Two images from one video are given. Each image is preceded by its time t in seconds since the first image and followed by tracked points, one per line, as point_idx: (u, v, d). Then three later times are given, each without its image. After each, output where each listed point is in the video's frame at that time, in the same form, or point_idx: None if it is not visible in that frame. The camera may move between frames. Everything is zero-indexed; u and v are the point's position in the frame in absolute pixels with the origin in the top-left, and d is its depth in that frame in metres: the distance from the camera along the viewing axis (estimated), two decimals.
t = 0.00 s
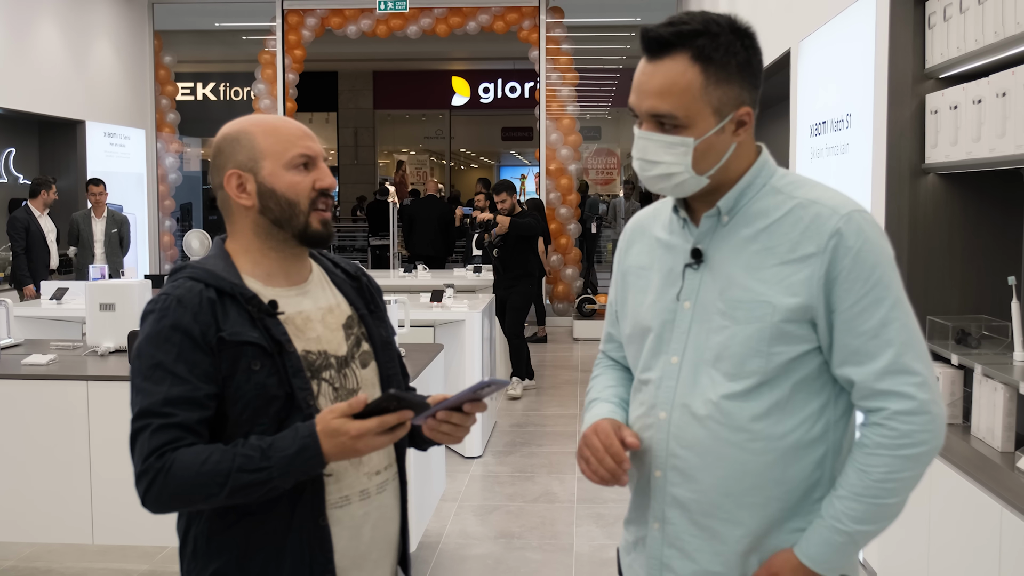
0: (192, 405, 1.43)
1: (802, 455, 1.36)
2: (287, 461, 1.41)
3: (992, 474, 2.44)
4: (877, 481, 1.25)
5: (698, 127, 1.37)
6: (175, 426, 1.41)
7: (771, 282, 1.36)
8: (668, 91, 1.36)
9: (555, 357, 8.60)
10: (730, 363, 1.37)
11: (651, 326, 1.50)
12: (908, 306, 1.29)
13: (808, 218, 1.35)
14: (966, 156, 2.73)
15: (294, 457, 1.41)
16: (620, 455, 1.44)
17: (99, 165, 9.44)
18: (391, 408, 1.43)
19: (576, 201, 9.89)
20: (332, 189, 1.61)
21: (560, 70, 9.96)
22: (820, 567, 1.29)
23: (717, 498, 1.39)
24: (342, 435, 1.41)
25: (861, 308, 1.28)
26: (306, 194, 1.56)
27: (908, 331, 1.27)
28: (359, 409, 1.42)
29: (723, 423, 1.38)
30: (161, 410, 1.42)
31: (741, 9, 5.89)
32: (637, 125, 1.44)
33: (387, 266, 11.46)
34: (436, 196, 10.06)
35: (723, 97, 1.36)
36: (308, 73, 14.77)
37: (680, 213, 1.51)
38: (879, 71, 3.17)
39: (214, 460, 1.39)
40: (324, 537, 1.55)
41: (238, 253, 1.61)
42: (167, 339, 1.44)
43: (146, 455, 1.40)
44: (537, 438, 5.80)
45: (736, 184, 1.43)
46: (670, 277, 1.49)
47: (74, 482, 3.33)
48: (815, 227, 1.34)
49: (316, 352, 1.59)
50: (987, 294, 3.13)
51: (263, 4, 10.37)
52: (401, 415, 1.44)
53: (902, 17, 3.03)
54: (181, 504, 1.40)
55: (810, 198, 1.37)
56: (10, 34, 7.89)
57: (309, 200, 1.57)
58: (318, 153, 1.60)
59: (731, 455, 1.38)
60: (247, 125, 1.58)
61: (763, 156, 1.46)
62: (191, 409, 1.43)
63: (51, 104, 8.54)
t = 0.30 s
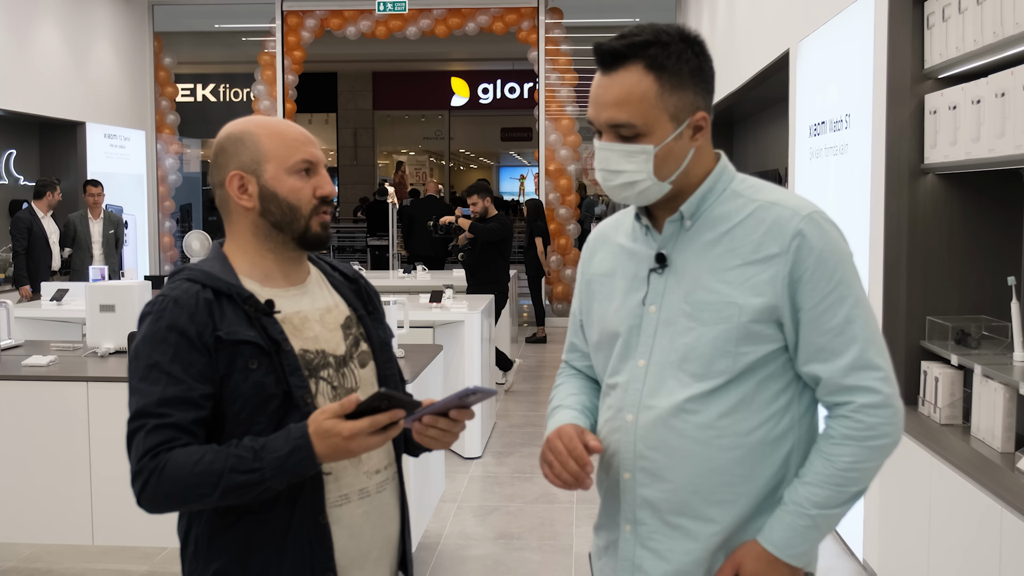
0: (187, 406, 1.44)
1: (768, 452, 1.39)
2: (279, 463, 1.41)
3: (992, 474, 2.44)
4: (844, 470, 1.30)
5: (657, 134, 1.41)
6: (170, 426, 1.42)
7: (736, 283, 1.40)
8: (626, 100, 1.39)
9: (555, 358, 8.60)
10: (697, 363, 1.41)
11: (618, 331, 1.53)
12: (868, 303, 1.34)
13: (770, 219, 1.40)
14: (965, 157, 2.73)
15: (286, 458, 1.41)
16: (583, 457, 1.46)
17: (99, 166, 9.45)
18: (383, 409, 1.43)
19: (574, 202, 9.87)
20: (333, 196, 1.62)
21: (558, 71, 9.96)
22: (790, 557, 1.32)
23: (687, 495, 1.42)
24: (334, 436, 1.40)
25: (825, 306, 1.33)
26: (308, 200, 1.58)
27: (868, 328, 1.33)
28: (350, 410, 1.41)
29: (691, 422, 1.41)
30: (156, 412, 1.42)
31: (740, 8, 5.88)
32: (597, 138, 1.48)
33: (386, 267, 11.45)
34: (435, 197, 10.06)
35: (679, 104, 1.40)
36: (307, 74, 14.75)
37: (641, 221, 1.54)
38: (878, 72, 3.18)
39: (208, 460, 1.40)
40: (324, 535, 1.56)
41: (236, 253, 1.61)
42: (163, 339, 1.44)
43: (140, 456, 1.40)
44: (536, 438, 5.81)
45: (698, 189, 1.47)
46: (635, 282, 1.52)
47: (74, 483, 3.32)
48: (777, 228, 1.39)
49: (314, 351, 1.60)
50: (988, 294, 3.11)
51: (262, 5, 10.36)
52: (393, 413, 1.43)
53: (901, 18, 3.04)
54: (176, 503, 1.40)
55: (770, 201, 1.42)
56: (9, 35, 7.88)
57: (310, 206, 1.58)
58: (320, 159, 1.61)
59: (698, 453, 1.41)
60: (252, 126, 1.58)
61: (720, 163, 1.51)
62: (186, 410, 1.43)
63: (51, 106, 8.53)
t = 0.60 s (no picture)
0: (185, 408, 1.44)
1: (753, 452, 1.40)
2: (277, 466, 1.41)
3: (992, 476, 2.44)
4: (828, 473, 1.31)
5: (640, 133, 1.42)
6: (168, 429, 1.42)
7: (720, 282, 1.41)
8: (607, 101, 1.41)
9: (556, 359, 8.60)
10: (682, 362, 1.42)
11: (605, 331, 1.54)
12: (850, 303, 1.36)
13: (753, 219, 1.41)
14: (964, 158, 2.73)
15: (283, 462, 1.41)
16: (569, 457, 1.47)
17: (100, 168, 9.45)
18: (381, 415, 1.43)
19: (575, 202, 9.92)
20: (330, 200, 1.63)
21: (558, 72, 9.99)
22: (775, 563, 1.33)
23: (672, 495, 1.43)
24: (332, 441, 1.40)
25: (807, 305, 1.34)
26: (304, 205, 1.58)
27: (850, 329, 1.34)
28: (349, 416, 1.41)
29: (676, 422, 1.42)
30: (154, 414, 1.43)
31: (740, 8, 5.87)
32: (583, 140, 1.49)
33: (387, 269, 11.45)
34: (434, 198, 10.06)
35: (661, 102, 1.42)
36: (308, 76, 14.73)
37: (628, 222, 1.56)
38: (877, 73, 3.18)
39: (205, 464, 1.40)
40: (321, 537, 1.56)
41: (234, 256, 1.61)
42: (161, 342, 1.45)
43: (137, 459, 1.41)
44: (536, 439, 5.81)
45: (682, 190, 1.48)
46: (621, 283, 1.54)
47: (75, 486, 3.33)
48: (760, 228, 1.40)
49: (312, 353, 1.60)
50: (988, 295, 3.11)
51: (262, 7, 10.36)
52: (390, 421, 1.43)
53: (900, 19, 3.04)
54: (174, 506, 1.40)
55: (754, 201, 1.43)
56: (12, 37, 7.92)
57: (307, 210, 1.59)
58: (318, 163, 1.61)
59: (684, 452, 1.41)
60: (251, 129, 1.59)
61: (705, 163, 1.52)
62: (184, 413, 1.44)
63: (52, 108, 8.54)
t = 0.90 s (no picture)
0: (182, 410, 1.45)
1: (746, 456, 1.40)
2: (274, 469, 1.42)
3: (994, 478, 2.44)
4: (819, 478, 1.31)
5: (625, 141, 1.43)
6: (165, 431, 1.43)
7: (709, 285, 1.42)
8: (590, 111, 1.42)
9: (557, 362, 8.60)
10: (673, 366, 1.42)
11: (598, 335, 1.55)
12: (840, 305, 1.36)
13: (742, 222, 1.42)
14: (965, 160, 2.74)
15: (280, 465, 1.42)
16: (561, 465, 1.49)
17: (102, 171, 9.46)
18: (378, 421, 1.44)
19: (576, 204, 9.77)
20: (331, 205, 1.63)
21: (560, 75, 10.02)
22: (767, 568, 1.33)
23: (665, 500, 1.43)
24: (329, 445, 1.42)
25: (795, 308, 1.35)
26: (304, 210, 1.59)
27: (840, 330, 1.34)
28: (345, 420, 1.43)
29: (668, 426, 1.42)
30: (152, 415, 1.43)
31: (741, 11, 5.86)
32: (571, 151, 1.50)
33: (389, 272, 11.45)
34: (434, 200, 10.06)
35: (644, 109, 1.43)
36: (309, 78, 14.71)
37: (620, 227, 1.57)
38: (878, 76, 3.18)
39: (203, 466, 1.41)
40: (317, 539, 1.56)
41: (235, 259, 1.62)
42: (160, 344, 1.46)
43: (135, 459, 1.42)
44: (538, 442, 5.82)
45: (672, 193, 1.49)
46: (615, 287, 1.55)
47: (78, 489, 3.33)
48: (749, 230, 1.40)
49: (310, 356, 1.60)
50: (989, 298, 3.11)
51: (264, 10, 10.37)
52: (388, 425, 1.45)
53: (901, 21, 3.04)
54: (170, 507, 1.41)
55: (743, 203, 1.44)
56: (14, 40, 7.93)
57: (307, 216, 1.60)
58: (319, 168, 1.62)
59: (676, 456, 1.42)
60: (252, 133, 1.60)
61: (695, 166, 1.53)
62: (181, 414, 1.44)
63: (54, 111, 8.55)
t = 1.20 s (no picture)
0: (179, 407, 1.47)
1: (745, 457, 1.41)
2: (269, 464, 1.44)
3: (995, 480, 2.44)
4: (817, 479, 1.32)
5: (622, 136, 1.45)
6: (161, 427, 1.45)
7: (705, 286, 1.42)
8: (587, 106, 1.43)
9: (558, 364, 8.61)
10: (669, 367, 1.43)
11: (594, 336, 1.56)
12: (836, 305, 1.36)
13: (738, 222, 1.42)
14: (966, 163, 2.74)
15: (276, 461, 1.44)
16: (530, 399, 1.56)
17: (104, 174, 9.49)
18: (377, 425, 1.47)
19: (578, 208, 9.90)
20: (331, 210, 1.65)
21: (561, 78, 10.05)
22: (766, 570, 1.34)
23: (664, 500, 1.43)
24: (325, 446, 1.44)
25: (791, 308, 1.35)
26: (305, 215, 1.60)
27: (836, 330, 1.35)
28: (345, 423, 1.45)
29: (666, 427, 1.42)
30: (148, 411, 1.45)
31: (742, 13, 5.87)
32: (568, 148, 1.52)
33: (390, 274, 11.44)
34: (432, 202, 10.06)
35: (642, 105, 1.44)
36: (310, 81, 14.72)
37: (616, 227, 1.58)
38: (879, 78, 3.18)
39: (199, 462, 1.43)
40: (312, 538, 1.58)
41: (232, 261, 1.65)
42: (156, 341, 1.48)
43: (131, 455, 1.43)
44: (539, 444, 5.82)
45: (668, 193, 1.50)
46: (611, 287, 1.55)
47: (80, 491, 3.33)
48: (745, 230, 1.41)
49: (306, 355, 1.63)
50: (989, 301, 3.11)
51: (264, 13, 10.39)
52: (386, 431, 1.47)
53: (902, 24, 3.04)
54: (165, 503, 1.43)
55: (739, 203, 1.45)
56: (17, 42, 7.97)
57: (308, 221, 1.61)
58: (319, 174, 1.63)
59: (673, 457, 1.42)
60: (252, 139, 1.60)
61: (692, 167, 1.53)
62: (177, 411, 1.47)
63: (56, 115, 8.57)
